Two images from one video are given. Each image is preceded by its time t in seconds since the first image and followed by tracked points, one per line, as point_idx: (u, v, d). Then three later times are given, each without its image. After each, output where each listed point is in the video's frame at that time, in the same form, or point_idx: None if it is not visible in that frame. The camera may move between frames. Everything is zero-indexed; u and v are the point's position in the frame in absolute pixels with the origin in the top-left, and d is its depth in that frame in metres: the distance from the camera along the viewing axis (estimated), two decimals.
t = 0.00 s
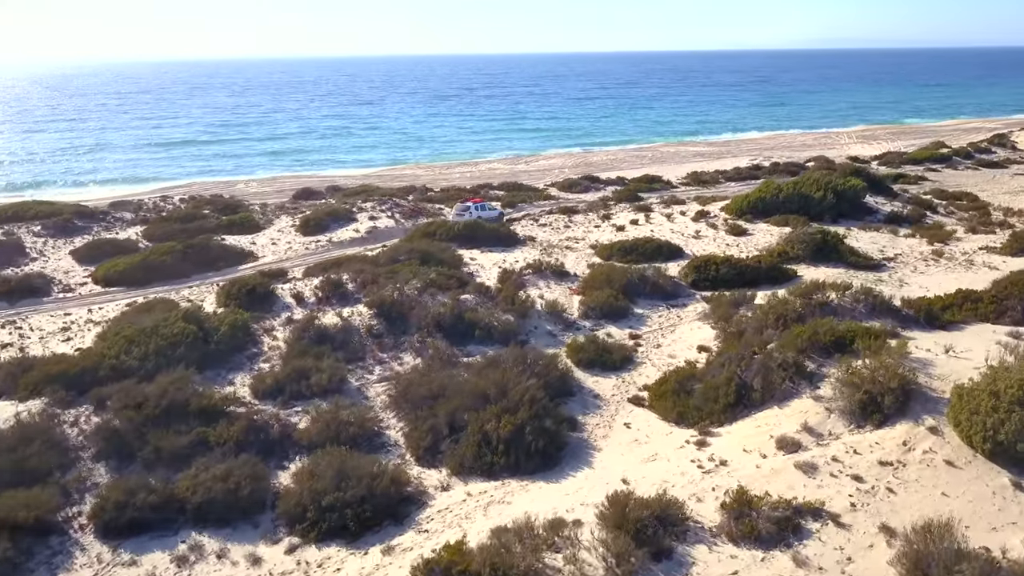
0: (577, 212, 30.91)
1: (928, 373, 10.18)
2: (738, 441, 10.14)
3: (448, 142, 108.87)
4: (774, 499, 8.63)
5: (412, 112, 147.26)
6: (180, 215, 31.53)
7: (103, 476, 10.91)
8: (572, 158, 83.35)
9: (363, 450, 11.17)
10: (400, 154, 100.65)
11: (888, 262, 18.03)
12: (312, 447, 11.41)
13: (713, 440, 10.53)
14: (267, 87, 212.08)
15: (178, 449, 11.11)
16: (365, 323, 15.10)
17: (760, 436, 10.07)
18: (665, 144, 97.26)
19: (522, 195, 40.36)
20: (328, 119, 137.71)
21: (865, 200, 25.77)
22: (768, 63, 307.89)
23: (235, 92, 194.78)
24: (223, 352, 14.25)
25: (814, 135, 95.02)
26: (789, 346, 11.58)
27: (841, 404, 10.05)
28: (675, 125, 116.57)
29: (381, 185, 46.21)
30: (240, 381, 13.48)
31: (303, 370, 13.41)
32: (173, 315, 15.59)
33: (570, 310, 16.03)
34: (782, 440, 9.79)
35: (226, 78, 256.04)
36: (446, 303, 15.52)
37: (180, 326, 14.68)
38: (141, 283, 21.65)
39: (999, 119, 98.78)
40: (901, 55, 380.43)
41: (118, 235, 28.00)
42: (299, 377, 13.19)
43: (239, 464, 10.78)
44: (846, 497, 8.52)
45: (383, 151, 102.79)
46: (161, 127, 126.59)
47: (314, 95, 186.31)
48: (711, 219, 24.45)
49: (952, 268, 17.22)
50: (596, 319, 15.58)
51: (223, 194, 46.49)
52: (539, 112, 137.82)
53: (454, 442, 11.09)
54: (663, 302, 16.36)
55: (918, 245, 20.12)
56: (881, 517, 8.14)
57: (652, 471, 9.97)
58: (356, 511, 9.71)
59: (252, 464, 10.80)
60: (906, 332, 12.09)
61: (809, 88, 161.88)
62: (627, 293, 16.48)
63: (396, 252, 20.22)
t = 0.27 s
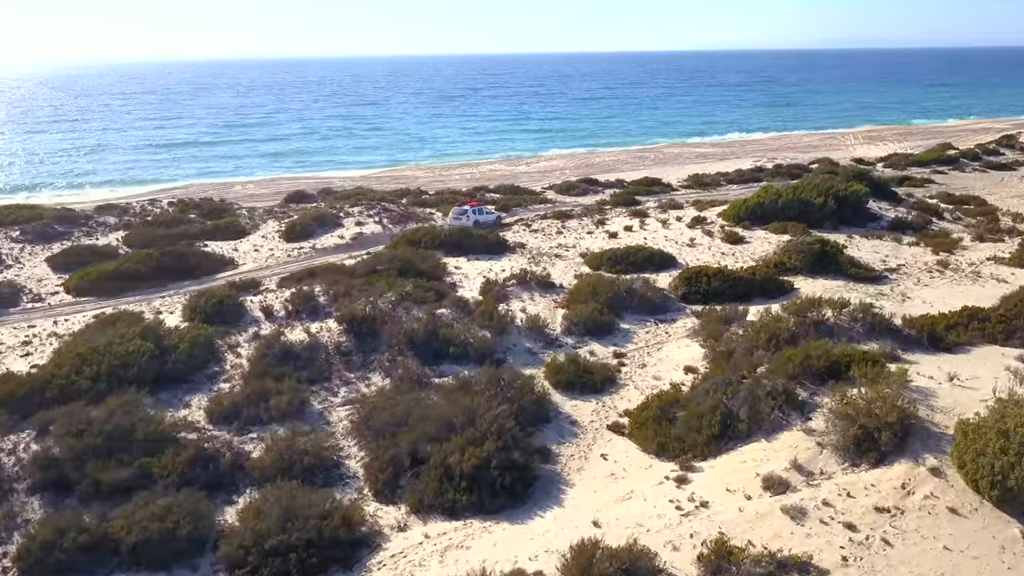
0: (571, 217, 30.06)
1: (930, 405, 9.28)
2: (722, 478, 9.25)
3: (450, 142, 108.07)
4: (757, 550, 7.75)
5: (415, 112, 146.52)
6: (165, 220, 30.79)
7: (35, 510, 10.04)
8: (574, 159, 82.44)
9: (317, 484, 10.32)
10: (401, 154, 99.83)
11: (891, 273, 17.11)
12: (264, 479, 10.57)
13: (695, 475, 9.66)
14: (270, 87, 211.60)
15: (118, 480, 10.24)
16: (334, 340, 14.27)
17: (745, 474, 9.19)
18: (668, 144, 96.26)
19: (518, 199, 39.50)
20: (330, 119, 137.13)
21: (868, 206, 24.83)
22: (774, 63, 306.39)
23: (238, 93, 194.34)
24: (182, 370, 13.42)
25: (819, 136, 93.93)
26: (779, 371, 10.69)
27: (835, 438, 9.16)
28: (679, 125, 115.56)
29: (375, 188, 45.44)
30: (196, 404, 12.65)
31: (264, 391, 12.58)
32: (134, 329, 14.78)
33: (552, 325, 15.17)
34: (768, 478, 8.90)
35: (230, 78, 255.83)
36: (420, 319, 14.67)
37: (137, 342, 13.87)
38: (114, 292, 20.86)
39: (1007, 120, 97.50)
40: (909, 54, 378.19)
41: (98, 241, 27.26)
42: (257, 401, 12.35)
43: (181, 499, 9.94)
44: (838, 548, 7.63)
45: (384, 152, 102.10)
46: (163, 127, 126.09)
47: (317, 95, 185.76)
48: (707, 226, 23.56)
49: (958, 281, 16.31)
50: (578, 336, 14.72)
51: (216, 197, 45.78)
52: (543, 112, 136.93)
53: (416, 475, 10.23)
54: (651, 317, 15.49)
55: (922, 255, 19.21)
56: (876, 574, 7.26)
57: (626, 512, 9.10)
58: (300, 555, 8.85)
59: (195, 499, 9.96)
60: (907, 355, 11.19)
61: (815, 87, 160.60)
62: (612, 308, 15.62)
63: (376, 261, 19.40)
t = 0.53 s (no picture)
0: (568, 222, 29.17)
1: (938, 446, 8.35)
2: (705, 525, 8.31)
3: (455, 143, 107.22)
4: None
5: (420, 113, 145.82)
6: (151, 224, 30.02)
7: None
8: (578, 160, 81.49)
9: (266, 526, 9.44)
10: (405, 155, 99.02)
11: (898, 287, 16.14)
12: (210, 517, 9.70)
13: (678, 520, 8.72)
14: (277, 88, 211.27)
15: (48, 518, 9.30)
16: (302, 359, 13.40)
17: (731, 520, 8.25)
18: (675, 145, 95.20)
19: (516, 202, 38.57)
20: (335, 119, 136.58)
21: (876, 213, 23.84)
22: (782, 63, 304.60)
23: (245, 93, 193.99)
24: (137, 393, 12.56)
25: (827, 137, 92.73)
26: (772, 402, 9.77)
27: (832, 483, 8.21)
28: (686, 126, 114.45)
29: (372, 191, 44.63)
30: (149, 430, 11.80)
31: (220, 416, 11.72)
32: (92, 346, 13.94)
33: (535, 342, 14.27)
34: (757, 526, 7.96)
35: (237, 78, 255.77)
36: (394, 336, 13.79)
37: (92, 361, 13.02)
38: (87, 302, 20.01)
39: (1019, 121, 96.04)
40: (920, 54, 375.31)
41: (80, 247, 26.50)
42: (212, 427, 11.50)
43: (114, 541, 9.06)
44: None
45: (388, 152, 101.40)
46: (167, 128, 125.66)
47: (323, 95, 185.30)
48: (706, 234, 22.63)
49: (969, 296, 15.35)
50: (562, 355, 13.80)
51: (210, 200, 45.04)
52: (549, 113, 135.99)
53: (372, 514, 9.34)
54: (641, 334, 14.56)
55: (932, 266, 18.25)
56: None
57: (598, 563, 8.17)
58: None
59: (130, 542, 9.08)
60: (914, 385, 10.24)
61: (824, 87, 159.13)
62: (600, 324, 14.70)
63: (357, 271, 18.53)
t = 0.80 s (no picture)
0: (563, 228, 28.24)
1: (948, 499, 7.43)
2: None
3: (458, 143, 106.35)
4: None
5: (424, 113, 145.05)
6: (134, 229, 29.20)
7: None
8: (581, 161, 80.52)
9: None
10: (407, 156, 98.23)
11: (904, 302, 15.18)
12: (143, 564, 8.79)
13: None
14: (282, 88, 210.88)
15: None
16: (263, 383, 12.52)
17: None
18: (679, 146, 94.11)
19: (513, 206, 37.67)
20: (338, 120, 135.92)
21: (882, 219, 22.83)
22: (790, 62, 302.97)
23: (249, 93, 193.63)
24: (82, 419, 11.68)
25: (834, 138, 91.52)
26: (762, 441, 8.84)
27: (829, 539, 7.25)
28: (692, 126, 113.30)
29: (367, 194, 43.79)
30: (92, 462, 10.91)
31: (168, 447, 10.83)
32: (41, 366, 13.06)
33: (515, 363, 13.35)
34: None
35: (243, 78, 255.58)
36: (362, 357, 12.89)
37: (37, 385, 12.14)
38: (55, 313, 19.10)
39: None
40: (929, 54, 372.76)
41: (58, 253, 25.69)
42: (158, 459, 10.60)
43: None
44: None
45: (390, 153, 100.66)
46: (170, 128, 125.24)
47: (327, 95, 184.70)
48: (704, 242, 21.68)
49: (981, 313, 14.36)
50: (542, 378, 12.87)
51: (202, 203, 44.25)
52: (553, 113, 135.01)
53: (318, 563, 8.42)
54: (627, 354, 13.62)
55: (940, 278, 17.27)
56: None
57: None
58: None
59: None
60: (920, 421, 9.31)
61: (832, 87, 157.71)
62: (584, 343, 13.77)
63: (334, 282, 17.63)
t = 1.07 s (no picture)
0: (555, 234, 27.31)
1: (959, 570, 6.51)
2: None
3: (457, 144, 105.45)
4: None
5: (424, 112, 144.18)
6: (114, 235, 28.32)
7: None
8: (581, 162, 79.59)
9: None
10: (407, 157, 97.36)
11: (909, 320, 14.21)
12: None
13: None
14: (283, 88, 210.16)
15: None
16: (216, 411, 11.56)
17: None
18: (681, 146, 93.12)
19: (506, 210, 36.72)
20: (338, 120, 135.11)
21: (886, 226, 21.86)
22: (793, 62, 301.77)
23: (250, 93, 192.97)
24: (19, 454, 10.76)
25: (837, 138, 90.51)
26: (750, 492, 7.85)
27: None
28: (694, 126, 112.26)
29: (358, 198, 42.89)
30: (22, 502, 9.98)
31: (102, 485, 9.85)
32: None
33: (489, 388, 12.39)
34: None
35: (244, 78, 255.06)
36: (323, 382, 11.93)
37: None
38: (17, 326, 18.05)
39: None
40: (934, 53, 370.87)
41: (31, 261, 24.82)
42: (90, 500, 9.63)
43: None
44: None
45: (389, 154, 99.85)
46: (169, 129, 124.40)
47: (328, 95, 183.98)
48: (698, 252, 20.72)
49: (991, 333, 13.39)
50: (517, 404, 11.92)
51: (191, 207, 43.42)
52: (555, 113, 134.07)
53: None
54: (611, 377, 12.67)
55: (947, 292, 16.30)
56: None
57: None
58: None
59: None
60: (927, 464, 8.37)
61: (836, 87, 156.56)
62: (564, 365, 12.81)
63: (305, 296, 16.71)
